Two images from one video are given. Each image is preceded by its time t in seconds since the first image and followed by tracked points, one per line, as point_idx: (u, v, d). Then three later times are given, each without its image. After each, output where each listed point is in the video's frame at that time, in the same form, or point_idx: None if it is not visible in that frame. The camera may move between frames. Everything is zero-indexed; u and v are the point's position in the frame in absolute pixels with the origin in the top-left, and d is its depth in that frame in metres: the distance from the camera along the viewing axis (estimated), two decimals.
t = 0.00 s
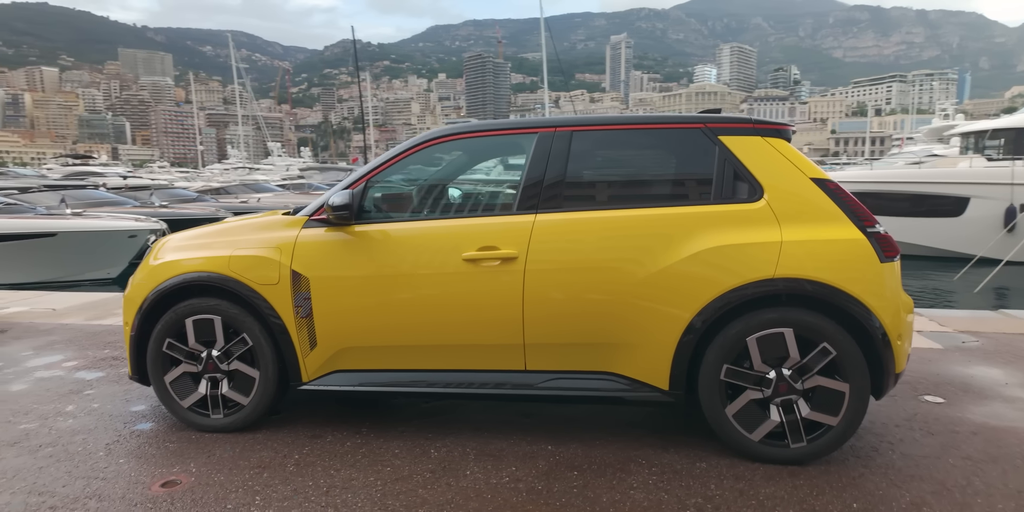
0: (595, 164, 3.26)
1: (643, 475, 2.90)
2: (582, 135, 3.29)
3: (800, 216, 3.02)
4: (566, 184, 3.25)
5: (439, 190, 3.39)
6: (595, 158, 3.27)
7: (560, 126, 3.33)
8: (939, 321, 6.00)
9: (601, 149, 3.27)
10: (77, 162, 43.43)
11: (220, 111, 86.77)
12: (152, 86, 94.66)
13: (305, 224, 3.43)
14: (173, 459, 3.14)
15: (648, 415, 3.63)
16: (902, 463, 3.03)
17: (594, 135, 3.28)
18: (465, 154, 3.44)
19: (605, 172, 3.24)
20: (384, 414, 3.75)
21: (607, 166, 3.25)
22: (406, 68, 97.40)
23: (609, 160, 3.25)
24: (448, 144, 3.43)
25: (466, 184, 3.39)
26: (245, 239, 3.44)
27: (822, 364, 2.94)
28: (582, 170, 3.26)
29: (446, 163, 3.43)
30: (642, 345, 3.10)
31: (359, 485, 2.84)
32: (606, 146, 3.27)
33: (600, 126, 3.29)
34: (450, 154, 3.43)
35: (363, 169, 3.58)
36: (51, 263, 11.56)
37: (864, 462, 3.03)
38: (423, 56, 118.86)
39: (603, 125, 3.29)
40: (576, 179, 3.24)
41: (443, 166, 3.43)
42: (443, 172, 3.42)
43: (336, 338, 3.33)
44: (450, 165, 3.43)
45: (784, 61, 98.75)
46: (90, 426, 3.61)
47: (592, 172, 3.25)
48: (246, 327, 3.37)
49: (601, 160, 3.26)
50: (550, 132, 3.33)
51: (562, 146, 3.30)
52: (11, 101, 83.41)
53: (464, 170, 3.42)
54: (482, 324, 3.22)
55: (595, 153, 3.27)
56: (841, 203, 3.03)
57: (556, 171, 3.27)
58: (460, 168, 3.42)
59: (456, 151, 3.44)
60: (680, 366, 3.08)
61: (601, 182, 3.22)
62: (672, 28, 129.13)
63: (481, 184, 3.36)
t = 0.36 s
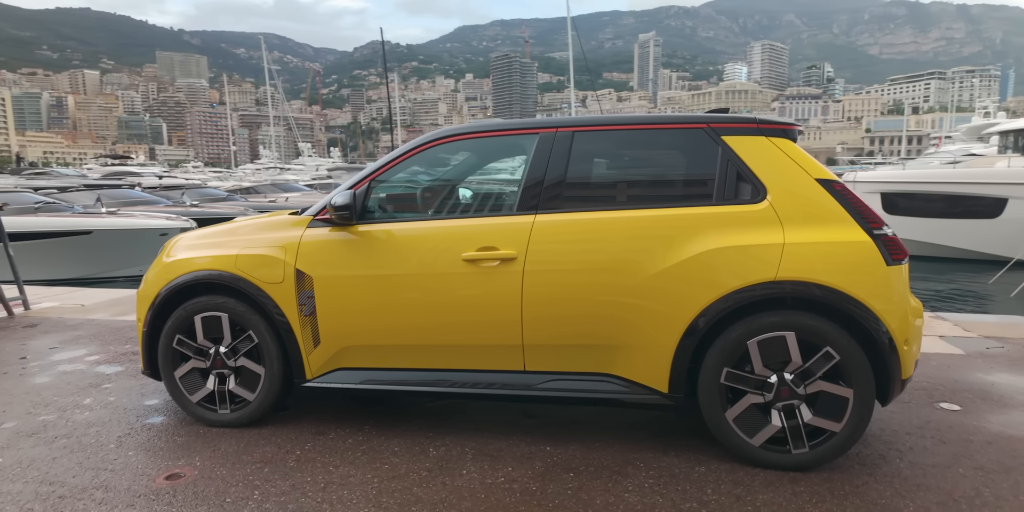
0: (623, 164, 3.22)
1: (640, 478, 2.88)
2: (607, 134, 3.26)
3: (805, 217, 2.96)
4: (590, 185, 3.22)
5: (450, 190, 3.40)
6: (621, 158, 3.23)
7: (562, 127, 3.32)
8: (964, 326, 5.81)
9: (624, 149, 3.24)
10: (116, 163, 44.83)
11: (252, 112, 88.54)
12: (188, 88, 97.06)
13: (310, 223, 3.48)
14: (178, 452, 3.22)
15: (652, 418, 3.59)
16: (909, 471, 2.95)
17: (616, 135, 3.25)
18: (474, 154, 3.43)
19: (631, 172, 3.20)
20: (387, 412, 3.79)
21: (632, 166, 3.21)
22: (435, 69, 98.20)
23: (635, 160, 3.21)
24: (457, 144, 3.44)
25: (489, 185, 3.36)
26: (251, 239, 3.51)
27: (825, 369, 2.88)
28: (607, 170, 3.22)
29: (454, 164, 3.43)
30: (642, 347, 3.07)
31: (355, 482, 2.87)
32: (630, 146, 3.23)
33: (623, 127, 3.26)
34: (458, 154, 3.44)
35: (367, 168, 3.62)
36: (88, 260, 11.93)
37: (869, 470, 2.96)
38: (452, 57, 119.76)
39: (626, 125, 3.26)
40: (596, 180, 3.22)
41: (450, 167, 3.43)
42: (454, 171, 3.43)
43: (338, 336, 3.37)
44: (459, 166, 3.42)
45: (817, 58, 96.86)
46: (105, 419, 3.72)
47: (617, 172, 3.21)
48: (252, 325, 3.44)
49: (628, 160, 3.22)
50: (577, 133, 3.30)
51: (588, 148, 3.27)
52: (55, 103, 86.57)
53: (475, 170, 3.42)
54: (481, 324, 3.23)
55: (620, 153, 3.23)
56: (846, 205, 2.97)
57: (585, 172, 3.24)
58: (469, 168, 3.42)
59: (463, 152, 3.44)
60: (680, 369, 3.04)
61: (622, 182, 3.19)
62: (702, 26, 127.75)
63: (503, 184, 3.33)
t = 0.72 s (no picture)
0: (643, 163, 3.16)
1: (628, 477, 2.86)
2: (624, 132, 3.21)
3: (800, 216, 2.91)
4: (608, 184, 3.17)
5: (452, 187, 3.39)
6: (640, 157, 3.18)
7: (556, 125, 3.31)
8: (980, 328, 5.67)
9: (643, 147, 3.18)
10: (143, 162, 45.79)
11: (275, 113, 89.72)
12: (214, 89, 98.68)
13: (306, 220, 3.52)
14: (175, 445, 3.28)
15: (646, 418, 3.57)
16: (905, 474, 2.89)
17: (633, 133, 3.20)
18: (477, 153, 3.42)
19: (649, 171, 3.14)
20: (383, 408, 3.81)
21: (651, 164, 3.15)
22: (456, 69, 98.60)
23: (654, 158, 3.15)
24: (457, 142, 3.44)
25: (494, 184, 3.32)
26: (249, 236, 3.56)
27: (819, 369, 2.83)
28: (627, 170, 3.17)
29: (455, 162, 3.43)
30: (633, 346, 3.05)
31: (344, 477, 2.89)
32: (649, 144, 3.18)
33: (641, 123, 3.20)
34: (461, 152, 3.43)
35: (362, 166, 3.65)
36: (111, 257, 12.12)
37: (863, 473, 2.90)
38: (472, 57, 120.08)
39: (646, 122, 3.20)
40: (602, 178, 3.18)
41: (451, 165, 3.43)
42: (457, 168, 3.42)
43: (332, 332, 3.40)
44: (460, 164, 3.42)
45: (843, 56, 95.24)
46: (108, 411, 3.80)
47: (634, 171, 3.16)
48: (249, 320, 3.49)
49: (649, 158, 3.16)
50: (598, 131, 3.24)
51: (602, 147, 3.23)
52: (86, 104, 88.74)
53: (479, 168, 3.41)
54: (473, 322, 3.23)
55: (639, 152, 3.18)
56: (843, 203, 2.91)
57: (607, 172, 3.19)
58: (470, 167, 3.41)
59: (465, 150, 3.43)
60: (671, 368, 3.01)
61: (636, 181, 3.14)
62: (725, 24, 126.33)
63: (508, 182, 3.31)
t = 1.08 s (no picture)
0: (663, 162, 3.11)
1: (613, 477, 2.84)
2: (637, 129, 3.16)
3: (792, 215, 2.86)
4: (625, 184, 3.13)
5: (453, 185, 3.39)
6: (659, 156, 3.12)
7: (546, 123, 3.31)
8: (994, 330, 5.54)
9: (660, 146, 3.14)
10: (169, 162, 46.74)
11: (297, 113, 90.83)
12: (237, 90, 100.24)
13: (299, 218, 3.55)
14: (169, 439, 3.33)
15: (639, 418, 3.54)
16: (898, 478, 2.83)
17: (649, 129, 3.15)
18: (477, 151, 3.42)
19: (667, 169, 3.09)
20: (378, 405, 3.83)
21: (668, 163, 3.10)
22: (476, 70, 99.00)
23: (673, 157, 3.10)
24: (456, 141, 3.44)
25: (494, 184, 3.31)
26: (244, 233, 3.60)
27: (808, 370, 2.78)
28: (644, 169, 3.11)
29: (455, 160, 3.43)
30: (620, 346, 3.04)
31: (331, 473, 2.92)
32: (666, 142, 3.13)
33: (652, 121, 3.16)
34: (461, 150, 3.43)
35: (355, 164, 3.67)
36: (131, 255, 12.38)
37: (855, 477, 2.85)
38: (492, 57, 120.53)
39: (656, 120, 3.15)
40: (603, 177, 3.16)
41: (450, 164, 3.43)
42: (457, 167, 3.42)
43: (324, 329, 3.43)
44: (459, 162, 3.42)
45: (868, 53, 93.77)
46: (110, 405, 3.88)
47: (652, 169, 3.11)
48: (243, 317, 3.53)
49: (668, 157, 3.10)
50: (590, 129, 3.23)
51: (606, 146, 3.20)
52: (114, 106, 90.74)
53: (478, 166, 3.41)
54: (461, 321, 3.24)
55: (658, 151, 3.13)
56: (835, 201, 2.86)
57: (616, 171, 3.15)
58: (470, 164, 3.40)
59: (463, 148, 3.43)
60: (659, 368, 2.99)
61: (649, 179, 3.09)
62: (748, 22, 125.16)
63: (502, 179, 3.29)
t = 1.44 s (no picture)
0: (681, 162, 3.05)
1: (600, 480, 2.84)
2: (654, 129, 3.11)
3: (784, 217, 2.83)
4: (642, 183, 3.07)
5: (458, 186, 3.39)
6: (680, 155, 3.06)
7: (536, 125, 3.32)
8: (1008, 335, 5.40)
9: (677, 146, 3.08)
10: (193, 163, 47.57)
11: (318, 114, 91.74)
12: (260, 92, 101.58)
13: (296, 220, 3.61)
14: (168, 436, 3.40)
15: (633, 421, 3.52)
16: (890, 486, 2.78)
17: (663, 130, 3.11)
18: (478, 153, 3.43)
19: (682, 168, 3.04)
20: (374, 404, 3.87)
21: (686, 162, 3.04)
22: (495, 69, 98.94)
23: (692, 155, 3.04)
24: (459, 142, 3.45)
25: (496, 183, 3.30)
26: (243, 234, 3.66)
27: (798, 375, 2.75)
28: (664, 168, 3.06)
29: (456, 161, 3.45)
30: (609, 348, 3.03)
31: (321, 472, 2.95)
32: (683, 141, 3.08)
33: (664, 122, 3.11)
34: (462, 152, 3.45)
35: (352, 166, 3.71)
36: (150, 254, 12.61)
37: (846, 483, 2.80)
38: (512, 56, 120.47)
39: (668, 120, 3.11)
40: (608, 177, 3.13)
41: (453, 165, 3.45)
42: (458, 169, 3.44)
43: (320, 329, 3.47)
44: (461, 163, 3.44)
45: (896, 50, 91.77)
46: (115, 402, 3.97)
47: (672, 169, 3.05)
48: (242, 316, 3.59)
49: (684, 156, 3.05)
50: (581, 130, 3.22)
51: (613, 147, 3.16)
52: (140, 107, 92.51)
53: (480, 167, 3.41)
54: (453, 322, 3.26)
55: (677, 149, 3.07)
56: (826, 203, 2.83)
57: (627, 169, 3.11)
58: (473, 165, 3.41)
59: (466, 150, 3.45)
60: (647, 371, 2.97)
61: (663, 179, 3.05)
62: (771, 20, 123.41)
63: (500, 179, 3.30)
